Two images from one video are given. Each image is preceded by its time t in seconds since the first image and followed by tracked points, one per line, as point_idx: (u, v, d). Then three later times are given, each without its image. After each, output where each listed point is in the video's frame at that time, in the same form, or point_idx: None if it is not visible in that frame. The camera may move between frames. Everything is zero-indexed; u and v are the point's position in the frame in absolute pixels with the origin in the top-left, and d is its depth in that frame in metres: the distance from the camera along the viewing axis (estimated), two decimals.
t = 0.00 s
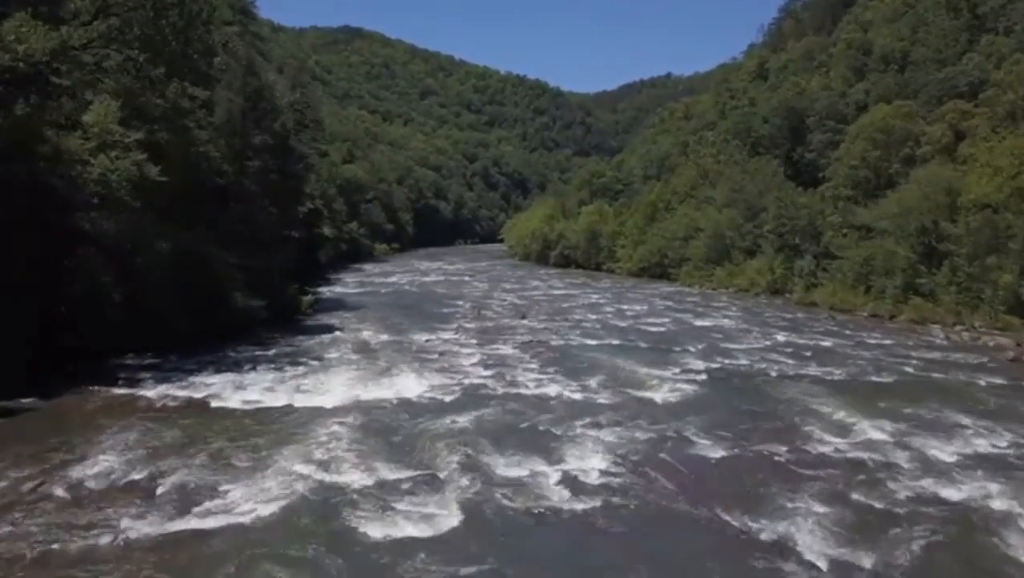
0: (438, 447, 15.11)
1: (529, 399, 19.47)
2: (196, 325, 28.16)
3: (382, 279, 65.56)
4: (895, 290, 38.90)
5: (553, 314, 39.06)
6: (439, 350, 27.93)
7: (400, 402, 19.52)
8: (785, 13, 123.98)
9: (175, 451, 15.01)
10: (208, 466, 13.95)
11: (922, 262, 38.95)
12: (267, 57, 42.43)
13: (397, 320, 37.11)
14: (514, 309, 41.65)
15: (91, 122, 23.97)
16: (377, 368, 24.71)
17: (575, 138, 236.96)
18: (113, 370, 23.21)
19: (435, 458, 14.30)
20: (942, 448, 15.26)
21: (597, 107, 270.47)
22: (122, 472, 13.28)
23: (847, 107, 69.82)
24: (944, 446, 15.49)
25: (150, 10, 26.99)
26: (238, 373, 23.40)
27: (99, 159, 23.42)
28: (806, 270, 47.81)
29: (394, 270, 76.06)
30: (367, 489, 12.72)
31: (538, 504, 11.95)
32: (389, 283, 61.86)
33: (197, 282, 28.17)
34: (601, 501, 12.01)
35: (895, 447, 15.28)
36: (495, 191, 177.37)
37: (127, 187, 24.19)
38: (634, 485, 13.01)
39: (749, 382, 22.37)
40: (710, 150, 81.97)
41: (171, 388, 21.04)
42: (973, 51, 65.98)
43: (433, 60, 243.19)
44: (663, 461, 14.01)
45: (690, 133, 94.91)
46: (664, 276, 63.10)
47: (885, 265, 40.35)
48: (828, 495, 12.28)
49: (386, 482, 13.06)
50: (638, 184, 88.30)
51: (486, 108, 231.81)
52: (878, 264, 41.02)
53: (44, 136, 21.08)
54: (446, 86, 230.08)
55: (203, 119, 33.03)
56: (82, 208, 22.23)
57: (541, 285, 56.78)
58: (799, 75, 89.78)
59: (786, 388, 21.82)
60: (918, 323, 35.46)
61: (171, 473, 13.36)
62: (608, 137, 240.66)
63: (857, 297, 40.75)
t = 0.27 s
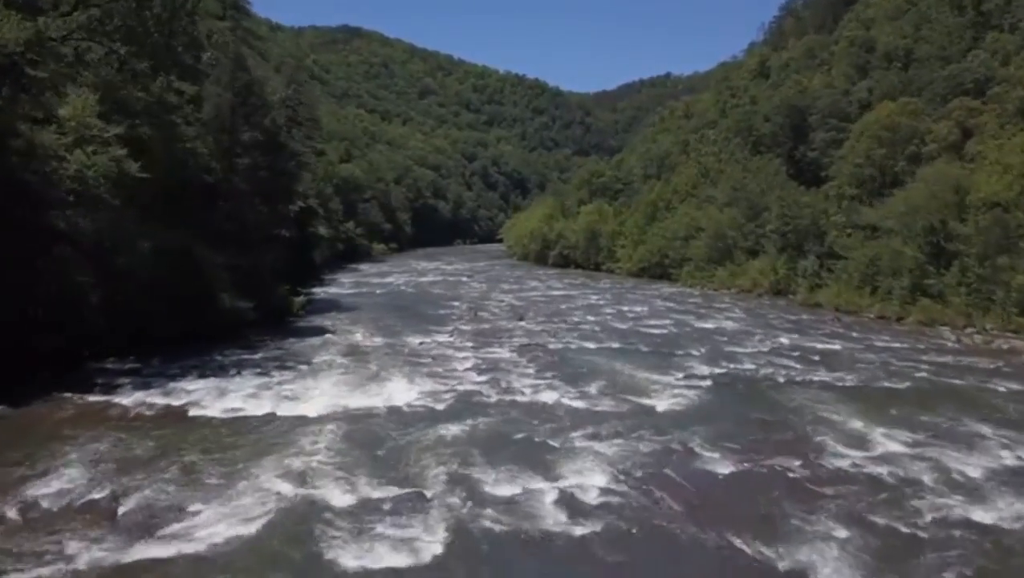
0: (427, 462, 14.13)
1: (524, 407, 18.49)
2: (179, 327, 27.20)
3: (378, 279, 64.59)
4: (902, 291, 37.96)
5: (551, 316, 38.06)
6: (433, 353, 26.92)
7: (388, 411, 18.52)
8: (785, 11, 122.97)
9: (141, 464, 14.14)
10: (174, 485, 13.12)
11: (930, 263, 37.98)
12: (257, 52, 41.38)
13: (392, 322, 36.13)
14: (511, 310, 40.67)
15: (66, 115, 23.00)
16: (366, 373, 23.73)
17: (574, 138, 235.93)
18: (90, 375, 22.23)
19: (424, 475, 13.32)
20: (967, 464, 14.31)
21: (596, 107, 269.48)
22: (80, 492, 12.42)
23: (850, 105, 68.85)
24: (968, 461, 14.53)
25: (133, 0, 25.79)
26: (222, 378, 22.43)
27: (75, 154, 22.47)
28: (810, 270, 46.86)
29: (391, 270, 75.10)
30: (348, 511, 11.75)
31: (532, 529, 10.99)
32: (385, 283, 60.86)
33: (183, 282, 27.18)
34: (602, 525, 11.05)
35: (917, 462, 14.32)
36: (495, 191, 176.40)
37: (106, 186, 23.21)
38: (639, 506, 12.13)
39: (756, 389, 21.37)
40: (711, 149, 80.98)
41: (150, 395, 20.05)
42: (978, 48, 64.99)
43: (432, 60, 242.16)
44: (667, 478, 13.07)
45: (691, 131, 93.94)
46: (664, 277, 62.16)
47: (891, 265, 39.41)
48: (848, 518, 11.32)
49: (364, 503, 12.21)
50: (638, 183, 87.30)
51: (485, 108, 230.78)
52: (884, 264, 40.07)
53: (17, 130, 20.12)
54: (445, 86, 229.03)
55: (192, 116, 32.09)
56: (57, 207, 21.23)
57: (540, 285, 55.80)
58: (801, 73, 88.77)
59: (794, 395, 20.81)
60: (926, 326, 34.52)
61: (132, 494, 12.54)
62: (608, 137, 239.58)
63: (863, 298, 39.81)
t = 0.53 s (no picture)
0: (412, 479, 13.11)
1: (519, 415, 17.50)
2: (160, 329, 26.29)
3: (374, 279, 63.56)
4: (910, 292, 37.03)
5: (549, 317, 37.06)
6: (426, 357, 25.89)
7: (376, 420, 17.52)
8: (786, 9, 122.05)
9: (104, 480, 13.12)
10: (137, 503, 12.05)
11: (939, 263, 37.01)
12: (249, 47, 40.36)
13: (386, 324, 35.07)
14: (509, 311, 39.68)
15: (41, 109, 21.97)
16: (356, 378, 22.74)
17: (573, 138, 235.42)
18: (66, 381, 21.22)
19: (410, 494, 12.33)
20: (998, 483, 13.29)
21: (595, 107, 268.62)
22: (34, 513, 11.43)
23: (853, 102, 67.87)
24: (998, 479, 13.51)
25: None
26: (205, 384, 21.45)
27: (49, 149, 21.45)
28: (814, 270, 45.89)
29: (387, 270, 74.04)
30: (323, 537, 10.76)
31: (525, 556, 10.03)
32: (381, 283, 59.89)
33: (167, 283, 26.24)
34: (601, 553, 10.08)
35: (943, 480, 13.31)
36: (494, 190, 175.46)
37: (82, 183, 22.36)
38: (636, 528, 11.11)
39: (762, 395, 20.39)
40: (712, 147, 79.98)
41: (124, 401, 18.98)
42: (984, 45, 64.04)
43: (431, 59, 241.30)
44: (671, 496, 12.10)
45: (691, 130, 92.97)
46: (665, 277, 61.17)
47: (898, 266, 38.47)
48: (875, 544, 10.35)
49: (343, 526, 11.22)
50: (638, 182, 86.32)
51: (484, 107, 229.88)
52: (891, 264, 39.07)
53: None
54: (444, 85, 228.07)
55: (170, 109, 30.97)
56: (29, 204, 20.24)
57: (538, 285, 54.78)
58: (802, 71, 87.79)
59: (804, 402, 19.83)
60: (936, 328, 33.56)
61: (90, 515, 11.45)
62: (607, 137, 238.60)
63: (869, 299, 38.85)
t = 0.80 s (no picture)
0: (393, 502, 11.98)
1: (513, 428, 16.23)
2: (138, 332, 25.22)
3: (369, 279, 62.35)
4: (920, 293, 35.83)
5: (548, 318, 35.85)
6: (417, 362, 24.68)
7: (359, 432, 16.26)
8: (787, 7, 120.84)
9: (53, 502, 12.02)
10: (83, 528, 11.11)
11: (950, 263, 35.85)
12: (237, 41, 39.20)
13: (379, 326, 33.86)
14: (506, 312, 38.46)
15: (8, 100, 20.73)
16: (342, 384, 21.47)
17: (573, 137, 234.19)
18: (34, 388, 20.03)
19: (390, 521, 11.19)
20: None
21: (595, 107, 267.36)
22: None
23: (856, 99, 66.67)
24: None
25: None
26: (181, 392, 20.19)
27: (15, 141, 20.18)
28: (819, 270, 44.64)
29: (384, 270, 72.78)
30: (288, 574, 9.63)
31: None
32: (376, 284, 58.58)
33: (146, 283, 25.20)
34: None
35: (979, 502, 12.13)
36: (493, 190, 174.20)
37: (53, 177, 21.17)
38: (642, 563, 9.94)
39: (773, 405, 19.15)
40: (713, 145, 78.79)
41: (91, 410, 17.80)
42: (991, 41, 62.84)
43: (430, 59, 240.04)
44: (681, 524, 10.89)
45: (692, 128, 91.77)
46: (666, 277, 59.96)
47: (907, 266, 37.28)
48: None
49: (313, 562, 9.99)
50: (639, 182, 85.03)
51: (483, 107, 228.67)
52: (899, 264, 37.89)
53: None
54: (443, 84, 226.81)
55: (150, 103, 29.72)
56: None
57: (536, 286, 53.55)
58: (805, 68, 86.60)
59: (819, 413, 18.59)
60: (948, 330, 32.35)
61: (27, 544, 10.55)
62: (607, 136, 237.30)
63: (877, 300, 37.68)
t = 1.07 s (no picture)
0: (378, 525, 11.02)
1: (509, 442, 15.16)
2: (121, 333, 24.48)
3: (367, 280, 61.28)
4: (932, 294, 34.79)
5: (548, 320, 34.79)
6: (411, 366, 23.62)
7: (345, 443, 15.24)
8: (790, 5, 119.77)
9: (4, 522, 11.03)
10: (34, 553, 10.15)
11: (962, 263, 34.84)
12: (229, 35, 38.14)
13: (374, 328, 32.81)
14: (505, 314, 37.41)
15: None
16: (332, 390, 20.46)
17: (574, 137, 233.15)
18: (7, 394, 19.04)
19: (375, 548, 10.26)
20: None
21: (596, 106, 266.26)
22: None
23: (862, 96, 65.59)
24: None
25: None
26: (162, 398, 19.16)
27: None
28: (826, 271, 43.58)
29: (382, 271, 71.71)
30: None
31: None
32: (374, 284, 57.66)
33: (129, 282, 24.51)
34: None
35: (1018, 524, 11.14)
36: (493, 190, 173.14)
37: (27, 173, 20.58)
38: None
39: (787, 414, 18.09)
40: (716, 144, 77.72)
41: (62, 419, 16.77)
42: (999, 37, 61.79)
43: (430, 59, 238.99)
44: (697, 557, 9.93)
45: (694, 127, 90.70)
46: (669, 277, 58.89)
47: (917, 265, 36.28)
48: None
49: None
50: (641, 181, 83.99)
51: (484, 107, 227.66)
52: (909, 264, 36.88)
53: None
54: (444, 84, 225.75)
55: (137, 98, 28.73)
56: None
57: (537, 287, 52.49)
58: (809, 65, 85.51)
59: (836, 423, 17.54)
60: (962, 332, 31.37)
61: None
62: (608, 136, 236.21)
63: (887, 301, 36.66)
